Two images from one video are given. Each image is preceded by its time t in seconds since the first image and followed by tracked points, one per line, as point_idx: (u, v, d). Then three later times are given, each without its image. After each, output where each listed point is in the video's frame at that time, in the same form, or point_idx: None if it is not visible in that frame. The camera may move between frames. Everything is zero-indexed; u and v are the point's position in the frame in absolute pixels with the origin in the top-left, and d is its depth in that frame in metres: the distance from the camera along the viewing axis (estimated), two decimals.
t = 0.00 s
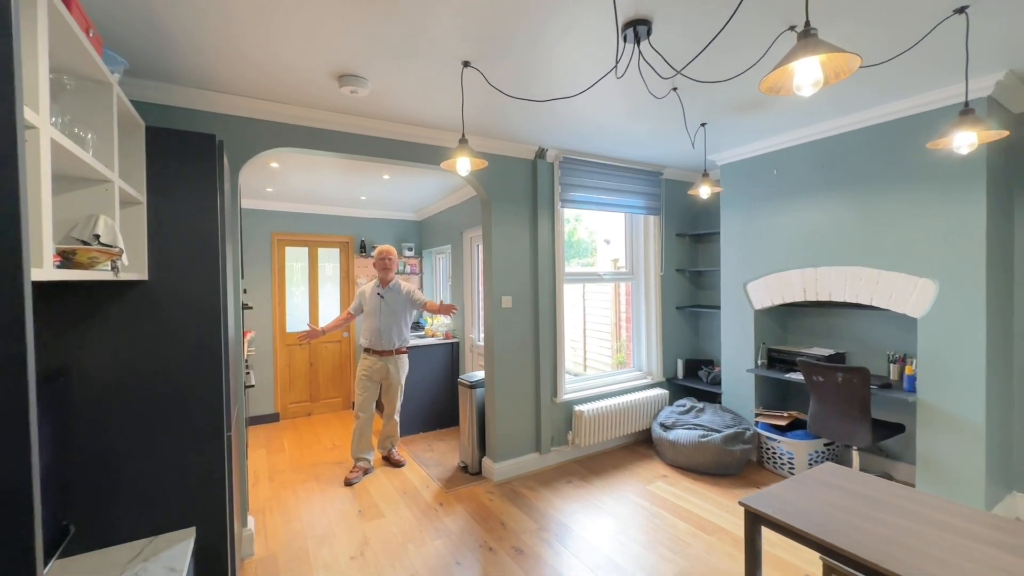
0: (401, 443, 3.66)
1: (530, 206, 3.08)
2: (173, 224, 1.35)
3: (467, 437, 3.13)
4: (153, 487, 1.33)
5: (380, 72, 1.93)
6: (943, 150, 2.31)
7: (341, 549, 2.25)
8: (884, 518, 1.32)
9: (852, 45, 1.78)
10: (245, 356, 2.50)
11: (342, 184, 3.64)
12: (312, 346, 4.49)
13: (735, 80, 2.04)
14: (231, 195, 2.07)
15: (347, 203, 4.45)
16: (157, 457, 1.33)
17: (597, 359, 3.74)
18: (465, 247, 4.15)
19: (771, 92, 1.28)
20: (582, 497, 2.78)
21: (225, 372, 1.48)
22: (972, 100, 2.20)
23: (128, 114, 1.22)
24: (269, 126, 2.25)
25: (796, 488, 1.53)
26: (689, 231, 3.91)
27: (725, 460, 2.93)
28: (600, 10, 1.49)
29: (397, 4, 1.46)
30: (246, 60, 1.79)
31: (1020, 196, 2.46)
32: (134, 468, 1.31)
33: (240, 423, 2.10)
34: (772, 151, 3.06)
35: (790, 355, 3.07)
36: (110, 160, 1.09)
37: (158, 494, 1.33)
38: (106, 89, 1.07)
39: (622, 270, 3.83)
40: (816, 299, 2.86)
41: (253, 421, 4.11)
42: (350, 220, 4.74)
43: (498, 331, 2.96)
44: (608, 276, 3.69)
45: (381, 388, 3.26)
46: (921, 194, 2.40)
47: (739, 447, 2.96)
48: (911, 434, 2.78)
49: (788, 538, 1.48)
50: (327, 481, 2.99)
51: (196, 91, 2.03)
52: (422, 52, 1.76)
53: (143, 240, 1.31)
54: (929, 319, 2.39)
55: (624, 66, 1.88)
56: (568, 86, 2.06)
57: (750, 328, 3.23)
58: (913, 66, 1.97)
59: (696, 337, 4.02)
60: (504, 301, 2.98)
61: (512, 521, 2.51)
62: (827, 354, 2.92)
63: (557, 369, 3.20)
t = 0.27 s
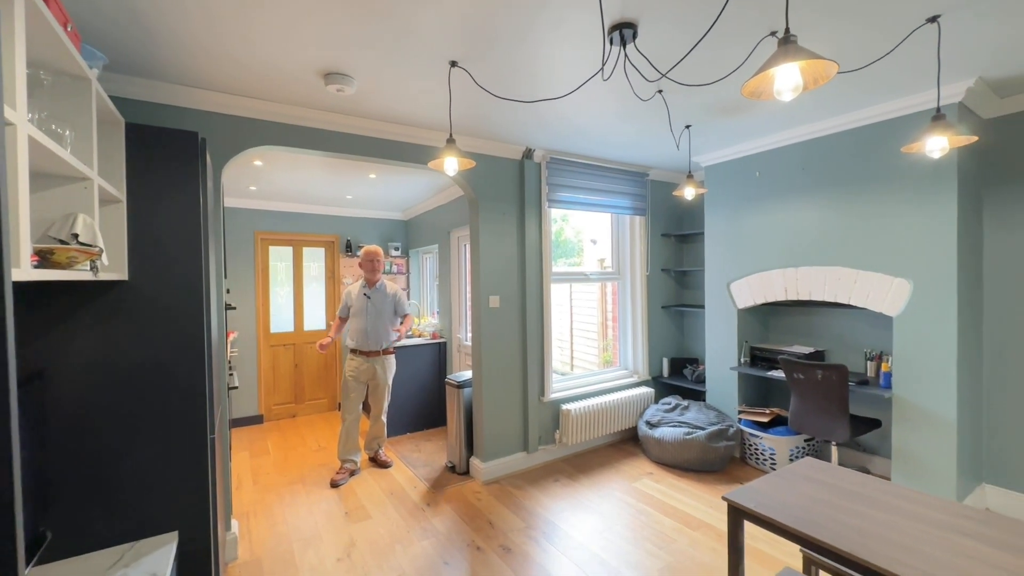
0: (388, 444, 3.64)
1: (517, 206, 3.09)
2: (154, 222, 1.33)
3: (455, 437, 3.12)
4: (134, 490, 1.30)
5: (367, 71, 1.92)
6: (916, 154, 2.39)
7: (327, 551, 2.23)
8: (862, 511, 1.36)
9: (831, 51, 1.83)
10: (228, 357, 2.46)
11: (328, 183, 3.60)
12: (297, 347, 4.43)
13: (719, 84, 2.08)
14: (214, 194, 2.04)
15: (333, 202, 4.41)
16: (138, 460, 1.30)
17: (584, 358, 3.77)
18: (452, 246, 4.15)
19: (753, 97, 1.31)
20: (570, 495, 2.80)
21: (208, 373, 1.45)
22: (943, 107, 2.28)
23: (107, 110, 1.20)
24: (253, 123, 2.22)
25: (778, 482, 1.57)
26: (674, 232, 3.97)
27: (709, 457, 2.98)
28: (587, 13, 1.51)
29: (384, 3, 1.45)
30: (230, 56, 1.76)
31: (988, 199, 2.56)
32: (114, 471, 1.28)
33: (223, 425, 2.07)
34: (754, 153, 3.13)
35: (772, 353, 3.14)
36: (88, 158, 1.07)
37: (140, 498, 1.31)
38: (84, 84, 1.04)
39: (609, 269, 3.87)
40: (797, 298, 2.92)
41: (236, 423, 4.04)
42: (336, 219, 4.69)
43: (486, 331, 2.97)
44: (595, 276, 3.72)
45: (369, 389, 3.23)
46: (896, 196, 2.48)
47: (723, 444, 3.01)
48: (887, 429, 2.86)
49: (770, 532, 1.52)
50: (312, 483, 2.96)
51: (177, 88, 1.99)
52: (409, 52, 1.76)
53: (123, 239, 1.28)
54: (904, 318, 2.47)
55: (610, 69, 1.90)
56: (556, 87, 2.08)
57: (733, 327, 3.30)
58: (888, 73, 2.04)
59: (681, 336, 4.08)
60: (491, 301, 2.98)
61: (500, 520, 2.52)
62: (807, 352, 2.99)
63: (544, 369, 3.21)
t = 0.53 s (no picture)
0: (375, 444, 3.62)
1: (504, 205, 3.10)
2: (134, 221, 1.30)
3: (442, 437, 3.12)
4: (114, 494, 1.27)
5: (352, 69, 1.91)
6: (891, 157, 2.47)
7: (313, 553, 2.22)
8: (838, 503, 1.41)
9: (810, 57, 1.88)
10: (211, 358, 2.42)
11: (313, 181, 3.56)
12: (282, 347, 4.37)
13: (702, 87, 2.11)
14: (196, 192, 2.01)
15: (318, 201, 4.36)
16: (118, 463, 1.28)
17: (571, 357, 3.80)
18: (439, 246, 4.14)
19: (734, 100, 1.33)
20: (557, 493, 2.82)
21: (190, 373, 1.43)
22: (916, 112, 2.36)
23: (85, 106, 1.17)
24: (236, 121, 2.19)
25: (759, 477, 1.61)
26: (659, 232, 4.02)
27: (693, 454, 3.04)
28: (572, 14, 1.52)
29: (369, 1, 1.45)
30: (212, 52, 1.73)
31: (959, 201, 2.65)
32: (94, 476, 1.25)
33: (206, 427, 2.04)
34: (737, 155, 3.19)
35: (754, 351, 3.20)
36: (64, 155, 1.05)
37: (120, 502, 1.28)
38: (61, 80, 1.02)
39: (595, 269, 3.90)
40: (779, 298, 2.98)
41: (219, 425, 3.98)
42: (321, 217, 4.64)
43: (474, 330, 2.97)
44: (581, 275, 3.75)
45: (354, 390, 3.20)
46: (872, 198, 2.55)
47: (707, 441, 3.07)
48: (864, 423, 2.95)
49: (751, 525, 1.55)
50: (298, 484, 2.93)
51: (158, 83, 1.95)
52: (395, 50, 1.75)
53: (103, 237, 1.26)
54: (880, 316, 2.54)
55: (596, 71, 1.93)
56: (542, 87, 2.09)
57: (717, 325, 3.35)
58: (865, 78, 2.10)
59: (666, 334, 4.14)
60: (479, 300, 2.99)
61: (487, 518, 2.52)
62: (788, 350, 3.06)
63: (532, 368, 3.23)
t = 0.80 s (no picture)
0: (361, 445, 3.59)
1: (491, 205, 3.11)
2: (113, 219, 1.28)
3: (428, 437, 3.11)
4: (92, 497, 1.25)
5: (337, 66, 1.90)
6: (867, 160, 2.54)
7: (298, 555, 2.19)
8: (816, 496, 1.45)
9: (790, 62, 1.92)
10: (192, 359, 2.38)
11: (297, 179, 3.52)
12: (265, 348, 4.31)
13: (686, 89, 2.15)
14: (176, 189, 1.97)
15: (303, 199, 4.31)
16: (97, 465, 1.25)
17: (557, 356, 3.82)
18: (426, 245, 4.13)
19: (715, 103, 1.36)
20: (543, 491, 2.84)
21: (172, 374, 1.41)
22: (891, 116, 2.43)
23: (60, 101, 1.15)
24: (219, 117, 2.15)
25: (741, 472, 1.64)
26: (645, 232, 4.07)
27: (677, 451, 3.08)
28: (558, 15, 1.54)
29: None
30: (193, 47, 1.70)
31: (932, 203, 2.73)
32: (72, 479, 1.23)
33: (187, 429, 2.00)
34: (720, 156, 3.24)
35: (736, 349, 3.26)
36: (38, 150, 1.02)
37: (99, 505, 1.25)
38: (36, 74, 1.00)
39: (582, 269, 3.93)
40: (761, 297, 3.04)
41: (201, 428, 3.90)
42: (306, 216, 4.58)
43: (460, 329, 2.97)
44: (568, 275, 3.77)
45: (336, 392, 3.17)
46: (850, 200, 2.62)
47: (691, 438, 3.11)
48: (842, 419, 3.03)
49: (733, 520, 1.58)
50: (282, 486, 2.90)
51: (137, 78, 1.91)
52: (381, 48, 1.74)
53: (80, 236, 1.23)
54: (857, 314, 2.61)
55: (581, 72, 1.95)
56: (529, 87, 2.10)
57: (701, 324, 3.41)
58: (842, 83, 2.16)
59: (652, 333, 4.19)
60: (466, 300, 2.99)
61: (474, 517, 2.53)
62: (769, 348, 3.12)
63: (518, 367, 3.24)
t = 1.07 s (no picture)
0: (350, 445, 3.58)
1: (480, 204, 3.11)
2: (94, 219, 1.26)
3: (418, 437, 3.11)
4: (74, 501, 1.23)
5: (324, 64, 1.89)
6: (849, 162, 2.59)
7: (286, 557, 2.18)
8: (799, 491, 1.48)
9: (774, 65, 1.96)
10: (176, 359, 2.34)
11: (284, 178, 3.48)
12: (252, 348, 4.26)
13: (672, 91, 2.18)
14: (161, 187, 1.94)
15: (290, 198, 4.27)
16: (79, 468, 1.23)
17: (547, 355, 3.84)
18: (415, 245, 4.12)
19: (699, 105, 1.38)
20: (533, 489, 2.85)
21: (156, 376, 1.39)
22: (871, 119, 2.49)
23: (39, 97, 1.13)
24: (204, 115, 2.13)
25: (725, 468, 1.67)
26: (633, 232, 4.11)
27: (665, 448, 3.12)
28: (545, 16, 1.55)
29: None
30: (176, 43, 1.68)
31: (911, 203, 2.80)
32: (53, 482, 1.21)
33: (173, 431, 1.98)
34: (707, 157, 3.28)
35: (723, 347, 3.31)
36: (16, 148, 1.00)
37: (81, 509, 1.24)
38: (14, 70, 0.98)
39: (571, 268, 3.95)
40: (746, 295, 3.08)
41: (186, 429, 3.85)
42: (293, 215, 4.54)
43: (449, 329, 2.97)
44: (557, 275, 3.79)
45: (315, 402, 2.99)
46: (832, 200, 2.67)
47: (678, 435, 3.16)
48: (825, 415, 3.09)
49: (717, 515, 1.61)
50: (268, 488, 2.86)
51: (120, 75, 1.88)
52: (369, 46, 1.74)
53: (61, 236, 1.21)
54: (839, 313, 2.67)
55: (568, 73, 1.97)
56: (518, 87, 2.11)
57: (688, 323, 3.45)
58: (824, 86, 2.20)
59: (640, 332, 4.23)
60: (455, 299, 2.99)
61: (463, 516, 2.54)
62: (754, 346, 3.18)
63: (507, 366, 3.25)
